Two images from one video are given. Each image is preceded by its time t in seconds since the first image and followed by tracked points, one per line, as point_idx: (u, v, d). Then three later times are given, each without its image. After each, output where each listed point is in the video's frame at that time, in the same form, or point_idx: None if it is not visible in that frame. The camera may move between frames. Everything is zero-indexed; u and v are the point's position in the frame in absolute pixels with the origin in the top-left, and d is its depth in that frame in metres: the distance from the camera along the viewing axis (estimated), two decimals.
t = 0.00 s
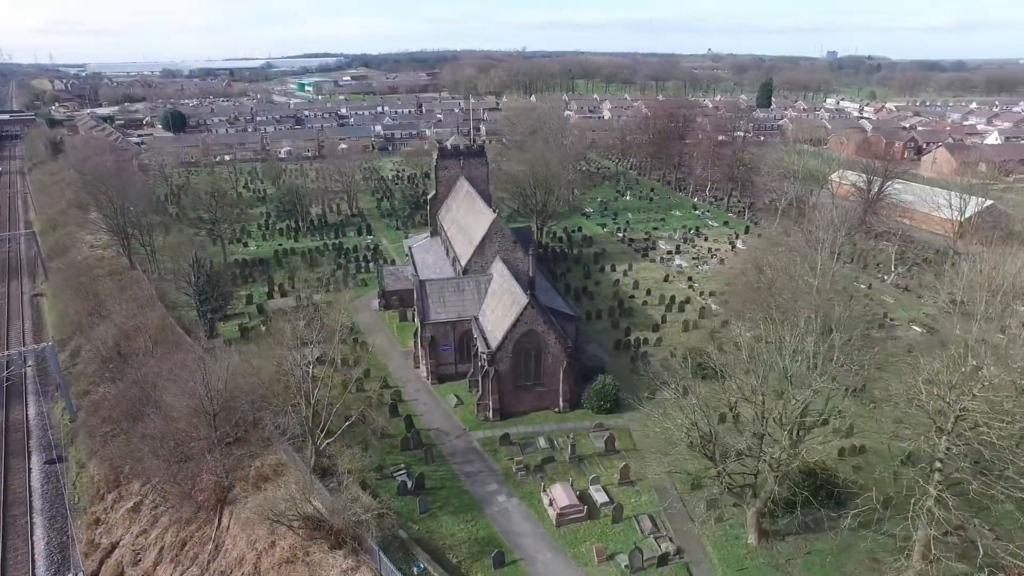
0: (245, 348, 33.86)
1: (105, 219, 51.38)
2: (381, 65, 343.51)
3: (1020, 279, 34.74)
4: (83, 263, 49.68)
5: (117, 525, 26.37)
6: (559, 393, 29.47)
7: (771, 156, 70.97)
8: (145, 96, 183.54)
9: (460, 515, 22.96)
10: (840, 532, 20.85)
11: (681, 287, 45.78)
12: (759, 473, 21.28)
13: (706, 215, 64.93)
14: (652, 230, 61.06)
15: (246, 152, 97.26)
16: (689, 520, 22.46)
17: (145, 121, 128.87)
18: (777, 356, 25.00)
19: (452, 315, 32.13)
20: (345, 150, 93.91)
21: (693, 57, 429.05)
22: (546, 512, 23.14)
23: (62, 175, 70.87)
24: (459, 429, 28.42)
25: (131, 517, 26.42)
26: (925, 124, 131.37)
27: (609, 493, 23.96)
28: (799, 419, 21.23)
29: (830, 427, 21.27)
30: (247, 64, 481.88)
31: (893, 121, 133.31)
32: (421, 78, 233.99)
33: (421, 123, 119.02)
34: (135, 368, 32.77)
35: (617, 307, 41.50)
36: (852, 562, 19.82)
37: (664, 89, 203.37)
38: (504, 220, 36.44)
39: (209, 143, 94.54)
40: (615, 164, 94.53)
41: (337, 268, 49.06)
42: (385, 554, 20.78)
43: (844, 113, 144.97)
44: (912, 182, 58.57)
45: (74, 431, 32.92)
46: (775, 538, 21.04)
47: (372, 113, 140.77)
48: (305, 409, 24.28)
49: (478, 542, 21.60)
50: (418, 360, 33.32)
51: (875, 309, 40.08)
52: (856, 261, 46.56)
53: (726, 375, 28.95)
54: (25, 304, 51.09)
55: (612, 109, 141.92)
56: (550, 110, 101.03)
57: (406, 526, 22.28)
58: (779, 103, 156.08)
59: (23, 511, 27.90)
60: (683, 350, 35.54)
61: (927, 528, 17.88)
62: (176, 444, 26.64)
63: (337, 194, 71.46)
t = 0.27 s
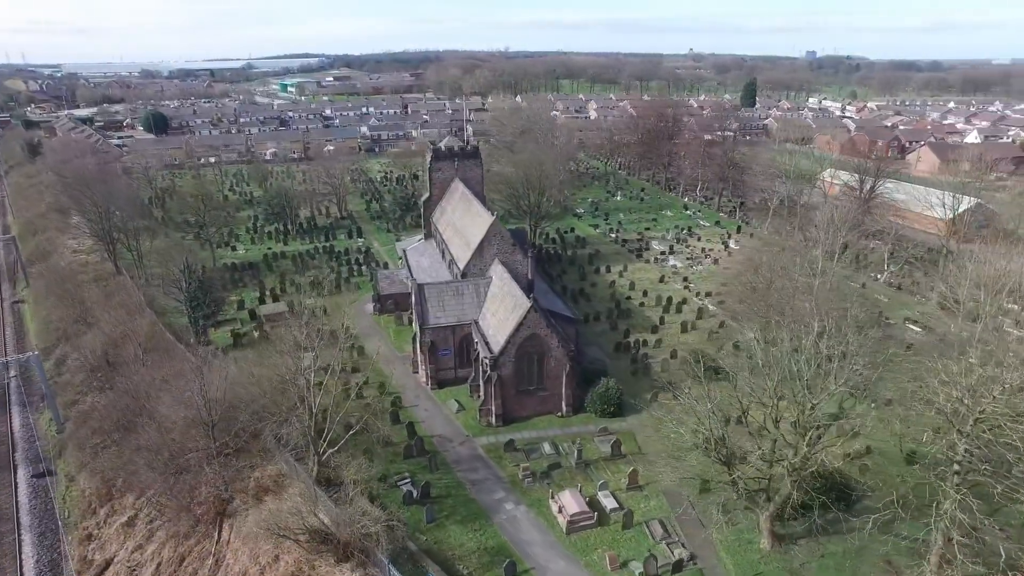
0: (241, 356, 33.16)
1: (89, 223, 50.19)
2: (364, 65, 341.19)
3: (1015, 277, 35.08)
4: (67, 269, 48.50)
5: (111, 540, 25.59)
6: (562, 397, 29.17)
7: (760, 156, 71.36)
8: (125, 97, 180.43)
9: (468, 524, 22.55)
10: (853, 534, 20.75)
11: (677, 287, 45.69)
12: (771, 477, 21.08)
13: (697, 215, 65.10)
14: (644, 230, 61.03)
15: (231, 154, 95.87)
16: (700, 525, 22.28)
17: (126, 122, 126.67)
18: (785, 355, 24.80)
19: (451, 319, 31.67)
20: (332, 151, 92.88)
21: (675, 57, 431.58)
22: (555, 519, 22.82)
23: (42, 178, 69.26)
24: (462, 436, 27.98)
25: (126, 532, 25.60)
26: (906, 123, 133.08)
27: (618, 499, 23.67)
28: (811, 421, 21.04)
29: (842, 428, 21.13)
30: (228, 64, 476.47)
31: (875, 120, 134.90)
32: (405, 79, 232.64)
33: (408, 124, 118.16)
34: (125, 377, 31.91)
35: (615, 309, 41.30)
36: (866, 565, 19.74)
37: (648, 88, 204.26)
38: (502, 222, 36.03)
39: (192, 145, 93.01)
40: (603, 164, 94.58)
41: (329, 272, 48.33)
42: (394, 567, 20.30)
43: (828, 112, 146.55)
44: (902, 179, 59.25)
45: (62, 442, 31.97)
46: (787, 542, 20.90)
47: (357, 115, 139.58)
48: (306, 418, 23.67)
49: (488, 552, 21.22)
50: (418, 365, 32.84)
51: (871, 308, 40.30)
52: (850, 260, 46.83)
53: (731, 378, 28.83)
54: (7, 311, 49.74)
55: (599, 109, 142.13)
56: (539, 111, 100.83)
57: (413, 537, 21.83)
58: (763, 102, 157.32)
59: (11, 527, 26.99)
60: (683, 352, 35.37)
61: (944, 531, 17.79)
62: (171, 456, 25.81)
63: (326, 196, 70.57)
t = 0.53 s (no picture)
0: (235, 364, 32.42)
1: (71, 227, 48.92)
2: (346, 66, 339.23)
3: (1009, 275, 35.39)
4: (49, 275, 47.21)
5: (103, 557, 24.79)
6: (565, 402, 28.84)
7: (749, 156, 71.74)
8: (102, 98, 177.35)
9: (476, 533, 22.13)
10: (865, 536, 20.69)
11: (673, 288, 45.61)
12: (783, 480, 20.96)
13: (688, 215, 65.27)
14: (636, 231, 60.99)
15: (214, 156, 94.39)
16: (710, 530, 22.08)
17: (105, 124, 124.37)
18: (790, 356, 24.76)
19: (451, 323, 31.16)
20: (317, 153, 91.80)
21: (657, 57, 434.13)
22: (564, 527, 22.48)
23: (20, 181, 67.53)
24: (465, 442, 27.54)
25: (120, 548, 24.84)
26: (888, 122, 134.88)
27: (626, 504, 23.42)
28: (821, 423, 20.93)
29: (853, 429, 21.06)
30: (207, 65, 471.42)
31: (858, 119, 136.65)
32: (389, 79, 231.45)
33: (394, 125, 117.15)
34: (115, 388, 31.00)
35: (612, 310, 41.04)
36: (880, 567, 19.63)
37: (632, 88, 204.98)
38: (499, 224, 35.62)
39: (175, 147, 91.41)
40: (592, 165, 94.58)
41: (321, 275, 47.58)
42: None
43: (810, 112, 148.21)
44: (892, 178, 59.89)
45: (50, 455, 30.97)
46: (800, 545, 20.77)
47: (342, 116, 138.33)
48: (307, 428, 23.04)
49: (499, 562, 20.80)
50: (416, 370, 32.31)
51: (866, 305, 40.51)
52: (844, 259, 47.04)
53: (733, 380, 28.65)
54: None
55: (584, 109, 142.28)
56: (526, 111, 100.61)
57: (421, 548, 21.35)
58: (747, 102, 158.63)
59: None
60: (682, 353, 35.30)
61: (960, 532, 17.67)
62: (166, 468, 24.86)
63: (314, 198, 69.67)
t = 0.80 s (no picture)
0: (230, 373, 31.71)
1: (54, 232, 47.69)
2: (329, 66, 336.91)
3: (1002, 273, 35.83)
4: (32, 282, 45.99)
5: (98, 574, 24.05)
6: (569, 406, 28.55)
7: (739, 155, 72.07)
8: (80, 99, 174.00)
9: (486, 542, 21.74)
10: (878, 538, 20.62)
11: (669, 288, 45.55)
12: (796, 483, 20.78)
13: (679, 215, 65.43)
14: (628, 231, 60.99)
15: (198, 158, 92.93)
16: (722, 534, 21.93)
17: (84, 125, 121.96)
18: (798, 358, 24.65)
19: (451, 328, 30.70)
20: (304, 154, 90.75)
21: (640, 57, 436.26)
22: (575, 534, 22.18)
23: None
24: (469, 449, 27.13)
25: (115, 564, 24.12)
26: (870, 121, 136.63)
27: (636, 509, 23.20)
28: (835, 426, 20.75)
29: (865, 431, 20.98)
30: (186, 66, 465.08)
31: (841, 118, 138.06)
32: (373, 80, 229.98)
33: (380, 125, 116.22)
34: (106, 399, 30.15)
35: (610, 312, 40.85)
36: (894, 569, 19.58)
37: (616, 88, 205.77)
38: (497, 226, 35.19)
39: (157, 149, 89.85)
40: (581, 165, 94.57)
41: (314, 279, 46.89)
42: None
43: (794, 111, 149.63)
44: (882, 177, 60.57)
45: (37, 469, 30.00)
46: (813, 549, 20.64)
47: (327, 117, 137.07)
48: (311, 439, 22.48)
49: (510, 572, 20.44)
50: (416, 376, 31.85)
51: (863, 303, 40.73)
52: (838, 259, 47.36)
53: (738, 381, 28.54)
54: None
55: (571, 108, 142.37)
56: (514, 112, 100.26)
57: (430, 559, 20.92)
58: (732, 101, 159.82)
59: None
60: (683, 355, 35.22)
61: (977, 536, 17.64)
62: (163, 481, 24.10)
63: (302, 200, 68.75)
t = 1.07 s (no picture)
0: (226, 381, 31.01)
1: (38, 237, 46.51)
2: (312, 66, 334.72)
3: (998, 272, 36.23)
4: (17, 289, 44.83)
5: None
6: (573, 411, 28.24)
7: (729, 155, 72.31)
8: (58, 99, 170.83)
9: (497, 552, 21.37)
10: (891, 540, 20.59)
11: (665, 289, 45.44)
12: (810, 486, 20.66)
13: (671, 215, 65.54)
14: (622, 231, 60.92)
15: (183, 160, 91.48)
16: (733, 539, 21.79)
17: (64, 127, 119.71)
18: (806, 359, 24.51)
19: (452, 332, 30.23)
20: (291, 155, 89.66)
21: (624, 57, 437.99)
22: (586, 541, 21.90)
23: None
24: (474, 455, 26.71)
25: None
26: (853, 120, 138.20)
27: (646, 514, 23.00)
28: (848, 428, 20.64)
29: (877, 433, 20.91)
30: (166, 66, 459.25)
31: (826, 118, 139.37)
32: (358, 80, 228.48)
33: (368, 126, 115.26)
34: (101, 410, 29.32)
35: (608, 313, 40.60)
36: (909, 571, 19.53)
37: (602, 88, 206.34)
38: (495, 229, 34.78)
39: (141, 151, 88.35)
40: (570, 165, 94.51)
41: (307, 283, 46.19)
42: None
43: (778, 110, 151.05)
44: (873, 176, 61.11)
45: (26, 481, 28.72)
46: (826, 552, 20.56)
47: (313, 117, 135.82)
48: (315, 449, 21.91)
49: None
50: (416, 381, 31.35)
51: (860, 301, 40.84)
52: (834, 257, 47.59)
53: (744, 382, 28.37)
54: None
55: (559, 109, 142.37)
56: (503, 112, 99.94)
57: (440, 571, 20.49)
58: (717, 101, 160.88)
59: None
60: (684, 357, 35.09)
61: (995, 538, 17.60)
62: (161, 494, 23.36)
63: (291, 202, 67.86)
